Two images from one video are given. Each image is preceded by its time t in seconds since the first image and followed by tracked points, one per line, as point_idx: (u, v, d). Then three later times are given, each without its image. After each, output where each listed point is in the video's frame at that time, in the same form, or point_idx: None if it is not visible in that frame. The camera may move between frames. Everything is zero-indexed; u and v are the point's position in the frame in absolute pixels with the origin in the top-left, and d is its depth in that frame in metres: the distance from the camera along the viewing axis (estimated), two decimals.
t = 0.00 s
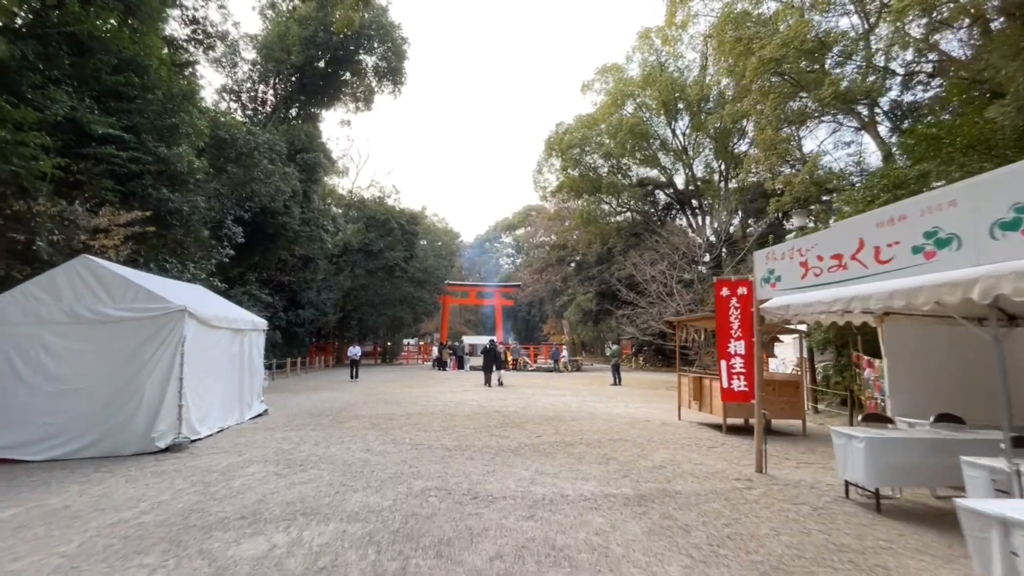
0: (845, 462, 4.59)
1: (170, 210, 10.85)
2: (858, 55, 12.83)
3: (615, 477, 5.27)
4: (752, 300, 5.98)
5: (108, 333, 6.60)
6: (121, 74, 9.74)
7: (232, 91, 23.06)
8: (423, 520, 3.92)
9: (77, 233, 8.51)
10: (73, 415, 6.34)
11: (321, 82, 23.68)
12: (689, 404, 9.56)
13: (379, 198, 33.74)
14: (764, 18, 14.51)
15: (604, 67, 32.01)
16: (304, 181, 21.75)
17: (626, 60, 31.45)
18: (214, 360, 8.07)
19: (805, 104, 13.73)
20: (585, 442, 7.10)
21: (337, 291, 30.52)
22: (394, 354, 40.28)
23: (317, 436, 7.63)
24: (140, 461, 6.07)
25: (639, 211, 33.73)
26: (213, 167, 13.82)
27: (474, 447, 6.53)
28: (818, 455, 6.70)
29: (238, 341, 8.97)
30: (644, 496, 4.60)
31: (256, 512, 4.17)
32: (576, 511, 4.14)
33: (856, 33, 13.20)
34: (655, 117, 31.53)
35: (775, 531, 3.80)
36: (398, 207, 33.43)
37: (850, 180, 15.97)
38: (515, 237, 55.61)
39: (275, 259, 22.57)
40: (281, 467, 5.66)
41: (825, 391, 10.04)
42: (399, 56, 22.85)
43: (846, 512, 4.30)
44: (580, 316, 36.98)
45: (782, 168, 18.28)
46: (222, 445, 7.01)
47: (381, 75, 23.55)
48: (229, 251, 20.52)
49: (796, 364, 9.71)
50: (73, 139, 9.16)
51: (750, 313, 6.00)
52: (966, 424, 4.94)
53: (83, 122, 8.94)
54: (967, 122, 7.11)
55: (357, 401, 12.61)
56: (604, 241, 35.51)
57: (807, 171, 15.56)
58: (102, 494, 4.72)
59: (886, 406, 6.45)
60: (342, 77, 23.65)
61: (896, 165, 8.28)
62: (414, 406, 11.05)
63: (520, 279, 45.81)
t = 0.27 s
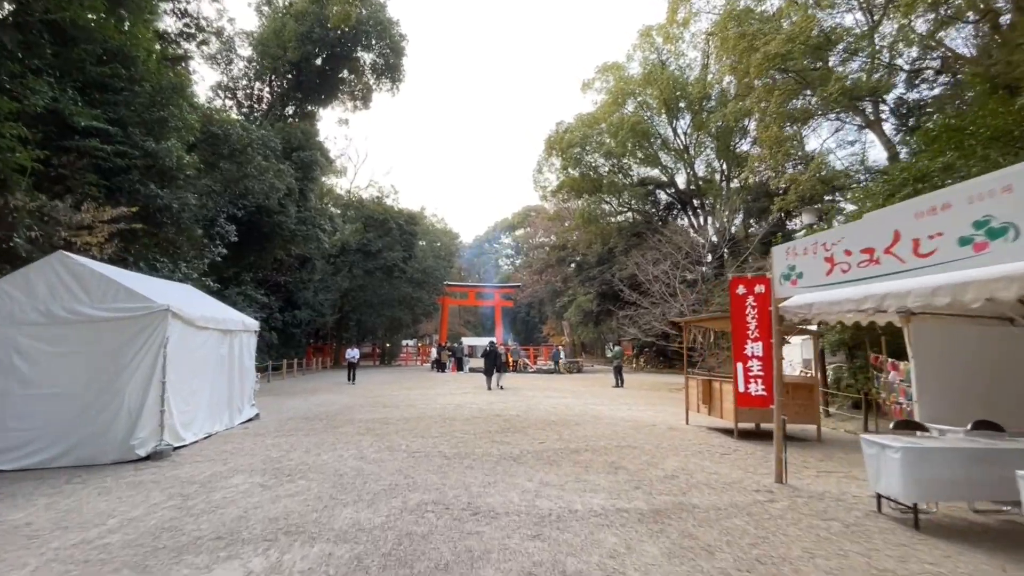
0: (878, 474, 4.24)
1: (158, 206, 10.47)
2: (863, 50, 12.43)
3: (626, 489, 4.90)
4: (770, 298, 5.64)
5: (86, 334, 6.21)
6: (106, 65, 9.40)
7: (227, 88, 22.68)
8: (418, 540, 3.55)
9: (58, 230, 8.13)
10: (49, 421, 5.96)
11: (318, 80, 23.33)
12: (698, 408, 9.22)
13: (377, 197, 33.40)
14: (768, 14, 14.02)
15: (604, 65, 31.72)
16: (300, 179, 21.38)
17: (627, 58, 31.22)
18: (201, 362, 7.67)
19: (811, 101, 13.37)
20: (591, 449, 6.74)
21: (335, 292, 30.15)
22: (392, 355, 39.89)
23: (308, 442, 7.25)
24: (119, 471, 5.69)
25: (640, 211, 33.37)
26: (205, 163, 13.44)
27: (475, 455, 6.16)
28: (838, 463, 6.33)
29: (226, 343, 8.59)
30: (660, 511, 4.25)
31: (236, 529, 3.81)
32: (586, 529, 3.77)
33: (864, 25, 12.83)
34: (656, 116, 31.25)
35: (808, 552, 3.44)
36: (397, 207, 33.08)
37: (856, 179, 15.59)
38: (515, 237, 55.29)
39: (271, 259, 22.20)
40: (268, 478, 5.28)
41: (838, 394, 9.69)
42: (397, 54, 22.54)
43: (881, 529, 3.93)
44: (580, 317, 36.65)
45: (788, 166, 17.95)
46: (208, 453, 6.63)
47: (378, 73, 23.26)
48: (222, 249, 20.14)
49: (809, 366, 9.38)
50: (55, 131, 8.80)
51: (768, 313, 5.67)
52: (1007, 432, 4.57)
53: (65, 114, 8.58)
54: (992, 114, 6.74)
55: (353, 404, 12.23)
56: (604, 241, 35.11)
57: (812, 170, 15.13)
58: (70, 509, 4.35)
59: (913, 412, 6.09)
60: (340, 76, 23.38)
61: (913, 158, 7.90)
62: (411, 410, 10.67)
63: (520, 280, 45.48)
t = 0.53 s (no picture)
0: (914, 486, 3.90)
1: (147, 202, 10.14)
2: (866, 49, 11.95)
3: (639, 500, 4.57)
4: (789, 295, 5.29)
5: (64, 334, 5.87)
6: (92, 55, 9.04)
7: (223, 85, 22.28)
8: (414, 561, 3.22)
9: (40, 225, 7.78)
10: (24, 426, 5.61)
11: (315, 78, 23.00)
12: (706, 411, 8.89)
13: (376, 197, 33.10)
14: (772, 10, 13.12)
15: (605, 64, 31.46)
16: (297, 178, 21.02)
17: (628, 56, 30.99)
18: (189, 363, 7.33)
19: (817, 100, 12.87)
20: (598, 455, 6.42)
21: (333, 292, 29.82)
22: (391, 356, 39.57)
23: (300, 447, 6.91)
24: (97, 480, 5.35)
25: (642, 211, 33.02)
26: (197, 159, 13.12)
27: (476, 461, 5.84)
28: (858, 470, 6.00)
29: (216, 343, 8.25)
30: (677, 525, 3.92)
31: (214, 548, 3.48)
32: (598, 548, 3.44)
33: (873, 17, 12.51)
34: (657, 114, 31.01)
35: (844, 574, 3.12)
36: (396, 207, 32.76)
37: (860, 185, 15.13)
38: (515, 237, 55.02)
39: (268, 259, 21.86)
40: (255, 487, 4.94)
41: (851, 396, 9.38)
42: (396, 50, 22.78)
43: (919, 547, 3.61)
44: (581, 317, 36.35)
45: (793, 164, 17.66)
46: (193, 459, 6.29)
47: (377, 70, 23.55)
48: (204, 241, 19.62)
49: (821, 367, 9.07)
50: (38, 123, 8.46)
51: (786, 312, 5.34)
52: None
53: (49, 104, 8.24)
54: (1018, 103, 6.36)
55: (350, 406, 11.90)
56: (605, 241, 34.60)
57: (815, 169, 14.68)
58: (37, 523, 4.01)
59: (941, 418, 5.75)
60: (339, 74, 23.24)
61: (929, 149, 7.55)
62: (409, 413, 10.33)
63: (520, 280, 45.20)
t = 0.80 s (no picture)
0: (958, 501, 3.57)
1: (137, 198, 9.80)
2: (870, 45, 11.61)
3: (654, 514, 4.24)
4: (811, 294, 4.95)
5: (40, 335, 5.54)
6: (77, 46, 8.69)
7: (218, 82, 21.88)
8: None
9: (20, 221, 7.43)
10: None
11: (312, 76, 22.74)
12: (716, 415, 8.57)
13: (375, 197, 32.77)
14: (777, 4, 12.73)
15: (605, 62, 31.21)
16: (294, 176, 20.68)
17: (629, 55, 30.75)
18: (175, 366, 6.98)
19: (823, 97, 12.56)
20: (605, 462, 6.09)
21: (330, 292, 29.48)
22: (389, 357, 39.23)
23: (293, 454, 6.58)
24: (73, 490, 5.01)
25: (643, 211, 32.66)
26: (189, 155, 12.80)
27: (478, 470, 5.50)
28: (881, 480, 5.70)
29: (205, 344, 7.89)
30: (698, 543, 3.59)
31: (190, 571, 3.14)
32: (613, 570, 3.12)
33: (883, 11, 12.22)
34: (658, 113, 30.78)
35: None
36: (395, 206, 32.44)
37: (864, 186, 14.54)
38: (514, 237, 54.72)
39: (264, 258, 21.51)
40: (241, 499, 4.61)
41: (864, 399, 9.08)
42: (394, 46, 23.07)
43: (965, 568, 3.29)
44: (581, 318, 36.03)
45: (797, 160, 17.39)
46: (178, 467, 5.95)
47: (376, 67, 23.85)
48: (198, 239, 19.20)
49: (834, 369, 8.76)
50: (19, 115, 8.11)
51: (808, 312, 5.03)
52: None
53: (32, 96, 7.89)
54: None
55: (347, 410, 11.56)
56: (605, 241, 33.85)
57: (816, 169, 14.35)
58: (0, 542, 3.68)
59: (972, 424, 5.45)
60: (337, 72, 23.13)
61: (943, 145, 7.24)
62: (407, 417, 10.00)
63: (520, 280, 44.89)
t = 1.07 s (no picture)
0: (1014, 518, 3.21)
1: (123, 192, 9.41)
2: (876, 42, 11.20)
3: (673, 530, 3.87)
4: (839, 289, 4.58)
5: (9, 334, 5.16)
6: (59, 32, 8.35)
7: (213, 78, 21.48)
8: None
9: None
10: None
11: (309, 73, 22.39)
12: (727, 418, 8.20)
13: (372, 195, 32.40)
14: None
15: (606, 60, 30.89)
16: (290, 174, 20.28)
17: (629, 52, 30.47)
18: (157, 368, 6.56)
19: (831, 93, 12.16)
20: (615, 469, 5.71)
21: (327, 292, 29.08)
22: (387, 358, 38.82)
23: (283, 461, 6.19)
24: (41, 502, 4.62)
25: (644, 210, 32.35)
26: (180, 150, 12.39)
27: (479, 480, 5.12)
28: (911, 489, 5.33)
29: (191, 344, 7.48)
30: (726, 566, 3.21)
31: None
32: None
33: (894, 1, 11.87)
34: (659, 111, 30.47)
35: None
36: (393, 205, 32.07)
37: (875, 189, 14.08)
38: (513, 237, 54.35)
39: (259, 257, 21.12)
40: (222, 513, 4.22)
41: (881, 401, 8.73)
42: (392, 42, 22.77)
43: None
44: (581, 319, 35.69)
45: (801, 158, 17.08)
46: (158, 476, 5.56)
47: (373, 64, 23.60)
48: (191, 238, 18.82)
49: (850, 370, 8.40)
50: None
51: (836, 309, 4.62)
52: None
53: (10, 83, 7.53)
54: None
55: (342, 412, 11.17)
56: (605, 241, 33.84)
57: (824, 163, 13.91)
58: None
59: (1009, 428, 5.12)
60: (333, 69, 22.75)
61: (967, 136, 6.86)
62: (405, 420, 9.63)
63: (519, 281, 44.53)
